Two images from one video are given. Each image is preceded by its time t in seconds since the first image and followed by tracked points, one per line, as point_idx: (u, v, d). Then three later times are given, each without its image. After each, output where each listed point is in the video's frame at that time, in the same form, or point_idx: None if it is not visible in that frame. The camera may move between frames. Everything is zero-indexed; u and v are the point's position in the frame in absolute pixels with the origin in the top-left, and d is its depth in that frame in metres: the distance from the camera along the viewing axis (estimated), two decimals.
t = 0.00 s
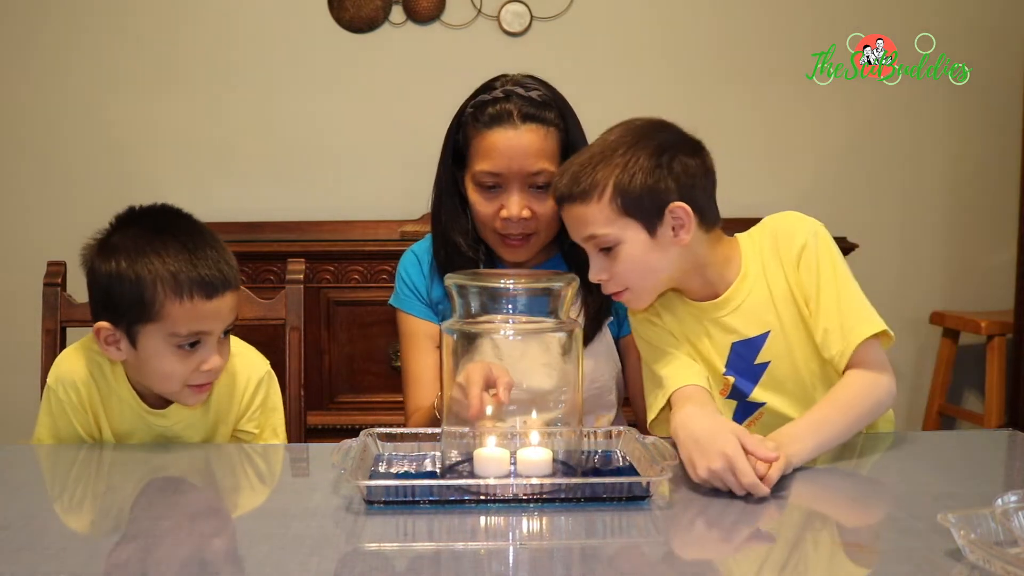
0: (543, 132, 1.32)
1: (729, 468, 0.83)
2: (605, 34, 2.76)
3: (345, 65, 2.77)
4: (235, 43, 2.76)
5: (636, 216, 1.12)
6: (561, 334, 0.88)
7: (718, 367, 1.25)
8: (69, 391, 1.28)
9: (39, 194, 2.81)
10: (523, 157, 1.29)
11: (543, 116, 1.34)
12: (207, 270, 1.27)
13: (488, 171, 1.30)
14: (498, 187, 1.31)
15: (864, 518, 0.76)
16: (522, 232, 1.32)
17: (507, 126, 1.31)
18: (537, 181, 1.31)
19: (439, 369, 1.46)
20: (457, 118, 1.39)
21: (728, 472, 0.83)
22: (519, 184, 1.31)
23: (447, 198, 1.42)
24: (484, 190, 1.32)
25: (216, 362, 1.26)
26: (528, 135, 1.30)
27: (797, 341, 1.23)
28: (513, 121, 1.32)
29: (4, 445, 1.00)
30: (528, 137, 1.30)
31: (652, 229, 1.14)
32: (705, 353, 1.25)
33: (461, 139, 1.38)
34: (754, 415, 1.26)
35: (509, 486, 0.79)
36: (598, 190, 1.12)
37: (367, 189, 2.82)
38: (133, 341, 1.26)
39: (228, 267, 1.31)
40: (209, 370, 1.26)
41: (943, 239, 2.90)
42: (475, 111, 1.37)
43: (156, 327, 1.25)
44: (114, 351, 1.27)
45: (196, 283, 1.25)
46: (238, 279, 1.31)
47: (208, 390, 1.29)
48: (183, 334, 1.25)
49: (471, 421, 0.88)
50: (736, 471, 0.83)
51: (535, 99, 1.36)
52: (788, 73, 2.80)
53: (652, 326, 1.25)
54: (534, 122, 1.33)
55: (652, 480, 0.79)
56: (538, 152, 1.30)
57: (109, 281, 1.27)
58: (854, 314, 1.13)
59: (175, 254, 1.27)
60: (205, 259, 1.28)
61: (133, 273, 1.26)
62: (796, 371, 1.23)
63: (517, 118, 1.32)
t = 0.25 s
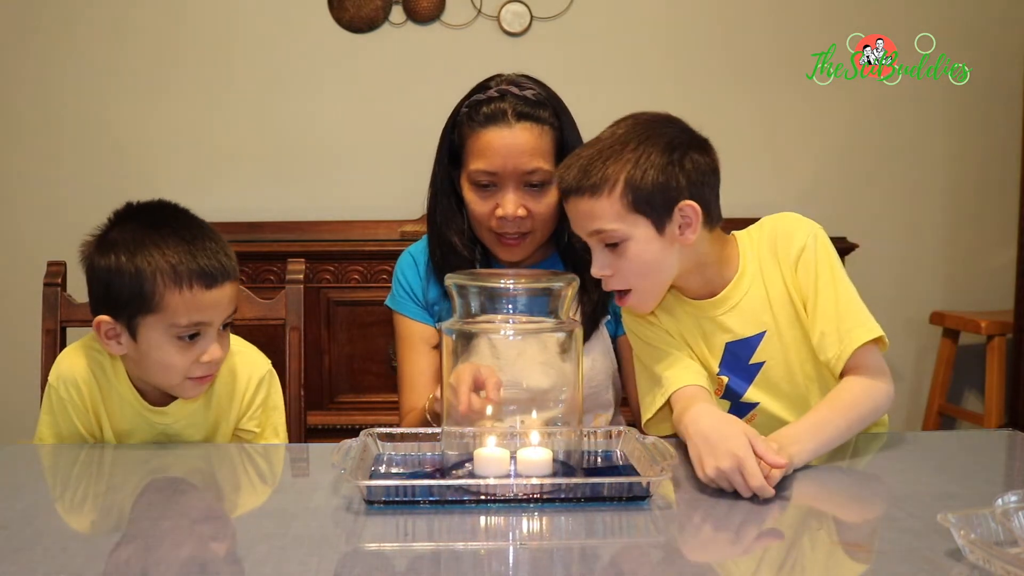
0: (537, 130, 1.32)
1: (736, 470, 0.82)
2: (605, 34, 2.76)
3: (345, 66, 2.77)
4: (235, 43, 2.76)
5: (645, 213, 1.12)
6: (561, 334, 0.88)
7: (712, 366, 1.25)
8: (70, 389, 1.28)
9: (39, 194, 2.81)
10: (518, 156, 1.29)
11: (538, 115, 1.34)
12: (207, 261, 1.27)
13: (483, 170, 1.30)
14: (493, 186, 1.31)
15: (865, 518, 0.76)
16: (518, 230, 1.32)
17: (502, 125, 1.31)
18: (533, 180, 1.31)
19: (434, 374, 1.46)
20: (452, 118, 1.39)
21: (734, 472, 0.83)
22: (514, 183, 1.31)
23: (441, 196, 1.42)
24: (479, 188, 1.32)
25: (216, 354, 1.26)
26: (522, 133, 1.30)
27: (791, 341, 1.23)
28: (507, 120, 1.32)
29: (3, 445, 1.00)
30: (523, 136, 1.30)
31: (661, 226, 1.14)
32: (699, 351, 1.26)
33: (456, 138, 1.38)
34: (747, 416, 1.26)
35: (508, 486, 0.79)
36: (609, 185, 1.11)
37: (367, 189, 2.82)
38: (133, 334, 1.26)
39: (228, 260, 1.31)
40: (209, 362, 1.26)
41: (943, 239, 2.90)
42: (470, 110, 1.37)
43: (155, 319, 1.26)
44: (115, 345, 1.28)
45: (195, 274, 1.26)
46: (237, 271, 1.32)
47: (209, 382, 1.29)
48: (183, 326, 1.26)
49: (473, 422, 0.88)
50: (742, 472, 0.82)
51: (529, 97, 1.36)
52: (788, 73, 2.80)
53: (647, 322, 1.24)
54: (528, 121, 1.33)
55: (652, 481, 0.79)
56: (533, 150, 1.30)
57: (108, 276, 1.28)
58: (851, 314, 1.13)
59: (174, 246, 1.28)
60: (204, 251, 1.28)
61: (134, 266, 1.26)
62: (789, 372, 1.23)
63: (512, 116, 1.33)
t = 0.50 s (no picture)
0: (534, 128, 1.32)
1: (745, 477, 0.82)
2: (605, 34, 2.76)
3: (345, 65, 2.77)
4: (235, 43, 2.76)
5: (673, 198, 1.05)
6: (560, 334, 0.88)
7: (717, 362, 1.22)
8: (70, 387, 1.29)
9: (40, 194, 2.81)
10: (515, 154, 1.29)
11: (535, 113, 1.34)
12: (207, 253, 1.28)
13: (480, 167, 1.30)
14: (490, 184, 1.31)
15: (865, 518, 0.76)
16: (515, 228, 1.32)
17: (499, 123, 1.31)
18: (529, 177, 1.31)
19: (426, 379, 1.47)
20: (449, 116, 1.39)
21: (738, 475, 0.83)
22: (511, 181, 1.31)
23: (437, 194, 1.42)
24: (476, 186, 1.32)
25: (218, 345, 1.27)
26: (519, 131, 1.31)
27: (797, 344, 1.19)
28: (504, 118, 1.32)
29: (3, 446, 1.00)
30: (520, 134, 1.30)
31: (687, 212, 1.07)
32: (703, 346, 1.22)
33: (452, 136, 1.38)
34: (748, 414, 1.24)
35: (508, 486, 0.79)
36: (638, 166, 1.04)
37: (367, 189, 2.82)
38: (135, 327, 1.27)
39: (229, 253, 1.32)
40: (210, 354, 1.27)
41: (943, 239, 2.90)
42: (466, 108, 1.37)
43: (157, 312, 1.26)
44: (117, 341, 1.29)
45: (196, 265, 1.27)
46: (238, 264, 1.32)
47: (212, 376, 1.29)
48: (184, 317, 1.26)
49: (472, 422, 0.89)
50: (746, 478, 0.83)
51: (526, 96, 1.36)
52: (788, 73, 2.80)
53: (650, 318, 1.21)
54: (525, 118, 1.33)
55: (651, 481, 0.79)
56: (530, 148, 1.30)
57: (109, 271, 1.29)
58: (860, 325, 1.08)
59: (175, 240, 1.29)
60: (205, 244, 1.30)
61: (135, 261, 1.27)
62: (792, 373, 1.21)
63: (509, 114, 1.33)
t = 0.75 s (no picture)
0: (531, 128, 1.32)
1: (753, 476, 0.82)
2: (605, 34, 2.76)
3: (345, 65, 2.77)
4: (235, 42, 2.76)
5: (722, 168, 1.00)
6: (560, 334, 0.88)
7: (730, 353, 1.16)
8: (71, 387, 1.29)
9: (39, 194, 2.81)
10: (512, 153, 1.30)
11: (532, 112, 1.34)
12: (205, 248, 1.28)
13: (476, 167, 1.30)
14: (486, 184, 1.32)
15: (866, 518, 0.76)
16: (511, 228, 1.32)
17: (495, 122, 1.31)
18: (526, 177, 1.31)
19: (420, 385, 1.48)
20: (445, 116, 1.39)
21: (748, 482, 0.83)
22: (507, 181, 1.31)
23: (434, 193, 1.42)
24: (472, 186, 1.32)
25: (215, 339, 1.27)
26: (516, 131, 1.31)
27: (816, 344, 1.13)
28: (501, 117, 1.32)
29: (3, 446, 1.00)
30: (517, 133, 1.31)
31: (734, 183, 1.02)
32: (717, 335, 1.16)
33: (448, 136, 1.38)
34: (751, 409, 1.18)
35: (508, 486, 0.79)
36: (690, 132, 0.99)
37: (367, 189, 2.82)
38: (133, 322, 1.27)
39: (227, 248, 1.32)
40: (209, 348, 1.27)
41: (943, 239, 2.90)
42: (463, 108, 1.37)
43: (155, 305, 1.27)
44: (115, 336, 1.29)
45: (193, 259, 1.27)
46: (236, 259, 1.33)
47: (211, 371, 1.29)
48: (181, 311, 1.26)
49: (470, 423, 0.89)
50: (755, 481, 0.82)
51: (523, 95, 1.36)
52: (787, 73, 2.80)
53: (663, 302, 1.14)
54: (521, 118, 1.33)
55: (651, 481, 0.79)
56: (526, 148, 1.31)
57: (108, 266, 1.29)
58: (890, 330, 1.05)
59: (172, 235, 1.29)
60: (202, 239, 1.30)
61: (132, 256, 1.27)
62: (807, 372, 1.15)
63: (505, 113, 1.33)
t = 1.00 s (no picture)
0: (527, 127, 1.32)
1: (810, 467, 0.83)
2: (605, 33, 2.76)
3: (345, 65, 2.77)
4: (235, 42, 2.76)
5: (784, 176, 1.01)
6: (559, 334, 0.88)
7: (751, 351, 1.15)
8: (71, 384, 1.29)
9: (39, 194, 2.81)
10: (508, 152, 1.30)
11: (528, 112, 1.34)
12: (201, 245, 1.29)
13: (473, 167, 1.30)
14: (484, 183, 1.32)
15: (866, 518, 0.76)
16: (509, 227, 1.32)
17: (493, 121, 1.31)
18: (523, 177, 1.31)
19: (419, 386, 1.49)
20: (442, 115, 1.39)
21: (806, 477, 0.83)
22: (504, 180, 1.31)
23: (432, 193, 1.42)
24: (469, 185, 1.33)
25: (211, 336, 1.27)
26: (513, 130, 1.31)
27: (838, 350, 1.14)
28: (498, 116, 1.32)
29: (3, 446, 1.00)
30: (513, 131, 1.31)
31: (793, 192, 1.02)
32: (740, 332, 1.15)
33: (445, 135, 1.38)
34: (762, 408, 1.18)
35: (508, 486, 0.79)
36: (757, 139, 0.99)
37: (367, 189, 2.82)
38: (129, 318, 1.28)
39: (223, 245, 1.32)
40: (205, 345, 1.27)
41: (943, 239, 2.90)
42: (461, 107, 1.37)
43: (150, 302, 1.27)
44: (112, 333, 1.30)
45: (188, 256, 1.27)
46: (232, 256, 1.33)
47: (207, 367, 1.30)
48: (176, 307, 1.27)
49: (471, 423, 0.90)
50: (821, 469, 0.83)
51: (520, 94, 1.36)
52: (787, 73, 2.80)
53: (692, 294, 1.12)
54: (518, 117, 1.33)
55: (651, 481, 0.79)
56: (523, 147, 1.31)
57: (104, 263, 1.30)
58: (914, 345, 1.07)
59: (168, 231, 1.29)
60: (198, 235, 1.30)
61: (128, 253, 1.28)
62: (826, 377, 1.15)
63: (502, 112, 1.32)
